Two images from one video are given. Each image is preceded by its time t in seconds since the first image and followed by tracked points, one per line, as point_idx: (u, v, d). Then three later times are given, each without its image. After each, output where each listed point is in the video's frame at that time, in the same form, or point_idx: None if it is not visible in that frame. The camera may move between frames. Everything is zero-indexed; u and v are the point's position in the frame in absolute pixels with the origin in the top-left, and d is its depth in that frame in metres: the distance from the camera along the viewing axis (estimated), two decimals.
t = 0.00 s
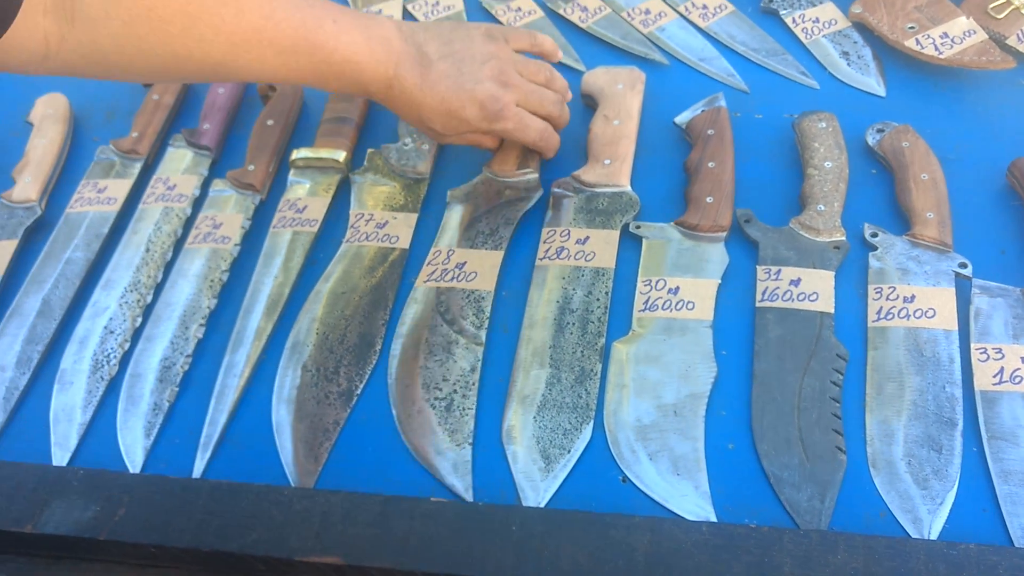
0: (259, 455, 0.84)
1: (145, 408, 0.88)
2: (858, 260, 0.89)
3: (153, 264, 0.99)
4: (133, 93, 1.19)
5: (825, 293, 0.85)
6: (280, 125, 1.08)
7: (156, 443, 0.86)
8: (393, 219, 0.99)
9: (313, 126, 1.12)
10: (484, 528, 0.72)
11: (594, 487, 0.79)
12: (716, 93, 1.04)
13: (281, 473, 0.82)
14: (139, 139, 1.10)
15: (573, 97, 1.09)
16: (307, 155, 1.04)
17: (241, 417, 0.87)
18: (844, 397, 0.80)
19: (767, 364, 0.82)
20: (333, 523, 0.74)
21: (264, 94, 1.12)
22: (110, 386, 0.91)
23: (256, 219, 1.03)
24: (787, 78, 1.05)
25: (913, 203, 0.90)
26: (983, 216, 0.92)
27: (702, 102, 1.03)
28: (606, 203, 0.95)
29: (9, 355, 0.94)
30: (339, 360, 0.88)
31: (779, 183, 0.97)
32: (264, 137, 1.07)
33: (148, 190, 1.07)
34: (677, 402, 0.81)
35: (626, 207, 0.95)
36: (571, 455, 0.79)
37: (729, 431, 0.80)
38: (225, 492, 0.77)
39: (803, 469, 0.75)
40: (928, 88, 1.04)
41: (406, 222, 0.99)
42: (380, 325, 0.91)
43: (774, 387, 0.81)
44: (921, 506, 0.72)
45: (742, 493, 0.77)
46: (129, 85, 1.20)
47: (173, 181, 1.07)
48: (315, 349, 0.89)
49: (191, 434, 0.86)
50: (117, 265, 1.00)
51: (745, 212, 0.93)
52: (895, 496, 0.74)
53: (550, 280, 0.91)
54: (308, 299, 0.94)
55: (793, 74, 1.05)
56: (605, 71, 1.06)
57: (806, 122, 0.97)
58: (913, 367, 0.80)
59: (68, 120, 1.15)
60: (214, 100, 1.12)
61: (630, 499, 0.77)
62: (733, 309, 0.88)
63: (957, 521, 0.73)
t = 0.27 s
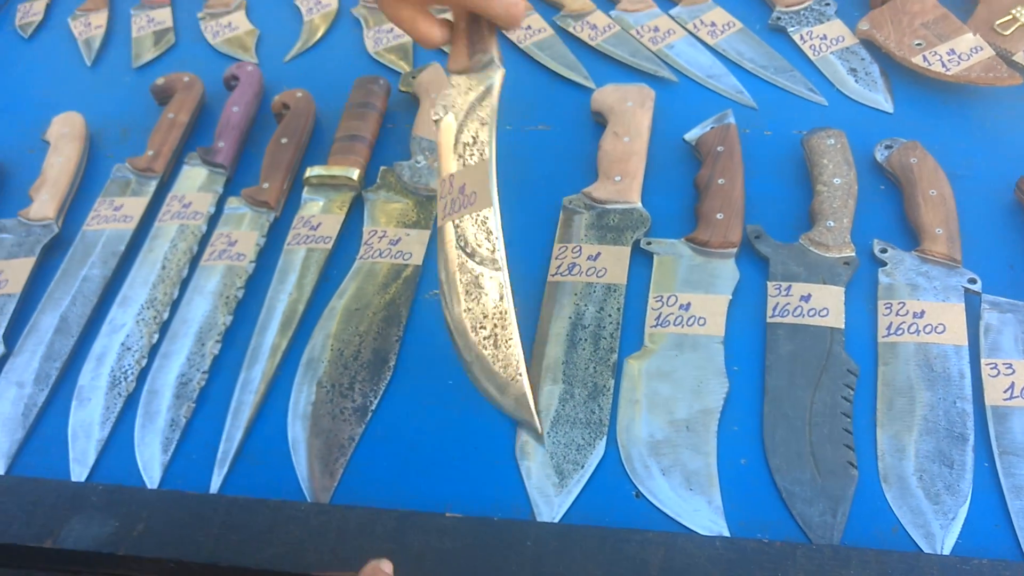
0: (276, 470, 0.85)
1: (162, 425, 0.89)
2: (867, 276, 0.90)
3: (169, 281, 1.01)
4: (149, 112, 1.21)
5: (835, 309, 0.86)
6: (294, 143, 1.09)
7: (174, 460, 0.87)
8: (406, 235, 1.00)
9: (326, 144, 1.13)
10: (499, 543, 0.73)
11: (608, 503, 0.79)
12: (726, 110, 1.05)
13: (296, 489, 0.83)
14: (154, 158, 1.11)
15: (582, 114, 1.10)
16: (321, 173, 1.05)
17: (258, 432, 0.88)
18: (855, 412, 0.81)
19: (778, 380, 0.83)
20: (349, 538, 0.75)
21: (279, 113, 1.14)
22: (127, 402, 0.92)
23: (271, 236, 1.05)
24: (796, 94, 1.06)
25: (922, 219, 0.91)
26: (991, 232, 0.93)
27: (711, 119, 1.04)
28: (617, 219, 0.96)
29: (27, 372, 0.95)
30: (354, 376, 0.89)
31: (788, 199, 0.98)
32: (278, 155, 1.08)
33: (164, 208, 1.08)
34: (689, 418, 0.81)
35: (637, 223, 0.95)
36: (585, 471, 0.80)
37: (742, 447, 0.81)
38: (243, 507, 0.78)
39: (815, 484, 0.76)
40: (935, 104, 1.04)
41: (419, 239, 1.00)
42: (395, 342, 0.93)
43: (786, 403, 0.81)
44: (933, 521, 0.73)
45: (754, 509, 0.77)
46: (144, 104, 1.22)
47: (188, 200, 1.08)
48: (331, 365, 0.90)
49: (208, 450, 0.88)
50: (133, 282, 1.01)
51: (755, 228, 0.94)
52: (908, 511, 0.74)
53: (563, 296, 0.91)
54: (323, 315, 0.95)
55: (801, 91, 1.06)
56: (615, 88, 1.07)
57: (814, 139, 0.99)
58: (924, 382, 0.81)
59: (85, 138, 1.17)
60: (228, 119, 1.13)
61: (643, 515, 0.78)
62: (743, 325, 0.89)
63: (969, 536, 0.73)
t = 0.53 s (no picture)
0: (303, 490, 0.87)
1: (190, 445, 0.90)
2: (882, 297, 0.92)
3: (195, 304, 1.03)
4: (173, 138, 1.23)
5: (851, 329, 0.88)
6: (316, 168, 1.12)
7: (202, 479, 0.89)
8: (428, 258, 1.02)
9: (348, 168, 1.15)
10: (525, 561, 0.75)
11: (631, 521, 0.81)
12: (740, 134, 1.07)
13: (324, 508, 0.85)
14: (179, 183, 1.14)
15: (599, 139, 1.12)
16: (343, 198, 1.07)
17: (285, 452, 0.90)
18: (872, 431, 0.83)
19: (796, 400, 0.85)
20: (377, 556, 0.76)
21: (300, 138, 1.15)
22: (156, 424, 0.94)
23: (295, 258, 1.07)
24: (809, 119, 1.09)
25: (935, 241, 0.93)
26: (1003, 254, 0.94)
27: (726, 143, 1.05)
28: (635, 242, 0.98)
29: (57, 394, 0.97)
30: (378, 398, 0.91)
31: (803, 222, 1.00)
32: (301, 181, 1.11)
33: (190, 232, 1.11)
34: (710, 437, 0.83)
35: (655, 246, 0.97)
36: (607, 490, 0.81)
37: (761, 466, 0.83)
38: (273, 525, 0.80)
39: (835, 502, 0.77)
40: (946, 128, 1.07)
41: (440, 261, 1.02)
42: (417, 363, 0.94)
43: (804, 422, 0.83)
44: (953, 539, 0.74)
45: (775, 526, 0.79)
46: (169, 130, 1.25)
47: (213, 224, 1.10)
48: (355, 386, 0.92)
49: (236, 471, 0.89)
50: (160, 305, 1.03)
51: (772, 250, 0.96)
52: (927, 529, 0.75)
53: (582, 317, 0.93)
54: (347, 337, 0.97)
55: (814, 115, 1.08)
56: (631, 113, 1.09)
57: (828, 163, 1.00)
58: (940, 402, 0.82)
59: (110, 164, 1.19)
60: (252, 145, 1.15)
61: (665, 533, 0.80)
62: (762, 347, 0.90)
63: (989, 554, 0.75)
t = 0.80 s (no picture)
0: (356, 530, 0.90)
1: (245, 486, 0.94)
2: (915, 340, 0.95)
3: (247, 350, 1.07)
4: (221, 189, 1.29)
5: (886, 373, 0.91)
6: (361, 217, 1.16)
7: (256, 521, 0.92)
8: (470, 303, 1.06)
9: (391, 217, 1.21)
10: None
11: (676, 560, 0.83)
12: (772, 182, 1.11)
13: (376, 548, 0.88)
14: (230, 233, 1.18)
15: (633, 188, 1.17)
16: (387, 246, 1.12)
17: (336, 494, 0.93)
18: (910, 472, 0.85)
19: (833, 441, 0.87)
20: None
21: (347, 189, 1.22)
22: (211, 466, 0.98)
23: (341, 305, 1.11)
24: (837, 166, 1.12)
25: (967, 285, 0.96)
26: None
27: (758, 192, 1.10)
28: (672, 287, 1.02)
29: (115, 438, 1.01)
30: (426, 440, 0.94)
31: (836, 268, 1.03)
32: (347, 229, 1.15)
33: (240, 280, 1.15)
34: (751, 478, 0.86)
35: (692, 291, 1.01)
36: (652, 530, 0.84)
37: (802, 506, 0.85)
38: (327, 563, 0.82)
39: (876, 542, 0.80)
40: (974, 175, 1.09)
41: (482, 306, 1.06)
42: (463, 407, 0.97)
43: (843, 463, 0.85)
44: None
45: (817, 565, 0.81)
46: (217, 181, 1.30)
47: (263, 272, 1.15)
48: (404, 429, 0.95)
49: (289, 512, 0.93)
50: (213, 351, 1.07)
51: (806, 295, 0.99)
52: (968, 569, 0.77)
53: (623, 361, 0.97)
54: (393, 380, 1.00)
55: (843, 163, 1.12)
56: (665, 162, 1.14)
57: (859, 210, 1.04)
58: (977, 444, 0.84)
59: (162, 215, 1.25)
60: (299, 196, 1.21)
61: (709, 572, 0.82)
62: (799, 390, 0.93)
63: None
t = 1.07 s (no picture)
0: None
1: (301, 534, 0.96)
2: (959, 385, 0.96)
3: (300, 399, 1.10)
4: (270, 242, 1.34)
5: (932, 419, 0.92)
6: (408, 268, 1.20)
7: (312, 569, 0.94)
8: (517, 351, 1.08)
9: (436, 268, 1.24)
10: None
11: None
12: (810, 231, 1.14)
13: None
14: (280, 284, 1.23)
15: (671, 236, 1.20)
16: (434, 295, 1.15)
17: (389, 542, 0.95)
18: (960, 518, 0.86)
19: (881, 487, 0.88)
20: None
21: (392, 240, 1.26)
22: (267, 514, 1.00)
23: (390, 353, 1.15)
24: (874, 214, 1.15)
25: (1010, 331, 0.97)
26: None
27: (797, 240, 1.13)
28: (716, 334, 1.04)
29: (172, 486, 1.04)
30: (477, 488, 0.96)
31: (877, 315, 1.05)
32: (394, 280, 1.19)
33: (290, 330, 1.19)
34: (800, 523, 0.87)
35: (735, 338, 1.03)
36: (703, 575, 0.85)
37: (852, 551, 0.86)
38: None
39: None
40: (1012, 221, 1.11)
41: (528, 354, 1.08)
42: (513, 454, 1.00)
43: (892, 509, 0.87)
44: None
45: None
46: (266, 234, 1.35)
47: (312, 322, 1.19)
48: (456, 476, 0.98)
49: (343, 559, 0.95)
50: (266, 401, 1.11)
51: (848, 341, 1.01)
52: None
53: (670, 409, 0.99)
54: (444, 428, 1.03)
55: (879, 211, 1.15)
56: (704, 212, 1.17)
57: (897, 257, 1.07)
58: None
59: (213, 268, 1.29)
60: (345, 247, 1.25)
61: None
62: (844, 435, 0.95)
63: None
